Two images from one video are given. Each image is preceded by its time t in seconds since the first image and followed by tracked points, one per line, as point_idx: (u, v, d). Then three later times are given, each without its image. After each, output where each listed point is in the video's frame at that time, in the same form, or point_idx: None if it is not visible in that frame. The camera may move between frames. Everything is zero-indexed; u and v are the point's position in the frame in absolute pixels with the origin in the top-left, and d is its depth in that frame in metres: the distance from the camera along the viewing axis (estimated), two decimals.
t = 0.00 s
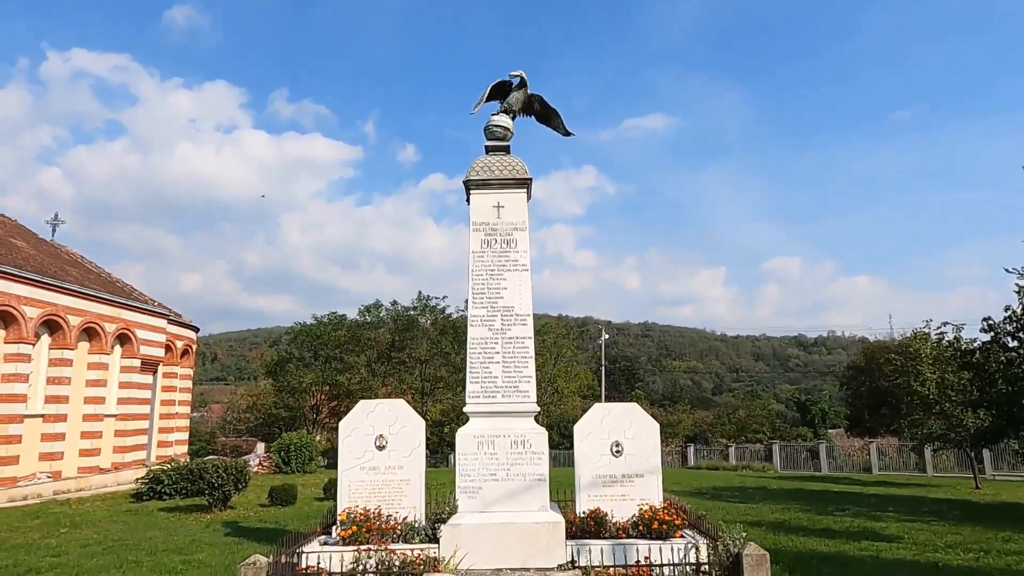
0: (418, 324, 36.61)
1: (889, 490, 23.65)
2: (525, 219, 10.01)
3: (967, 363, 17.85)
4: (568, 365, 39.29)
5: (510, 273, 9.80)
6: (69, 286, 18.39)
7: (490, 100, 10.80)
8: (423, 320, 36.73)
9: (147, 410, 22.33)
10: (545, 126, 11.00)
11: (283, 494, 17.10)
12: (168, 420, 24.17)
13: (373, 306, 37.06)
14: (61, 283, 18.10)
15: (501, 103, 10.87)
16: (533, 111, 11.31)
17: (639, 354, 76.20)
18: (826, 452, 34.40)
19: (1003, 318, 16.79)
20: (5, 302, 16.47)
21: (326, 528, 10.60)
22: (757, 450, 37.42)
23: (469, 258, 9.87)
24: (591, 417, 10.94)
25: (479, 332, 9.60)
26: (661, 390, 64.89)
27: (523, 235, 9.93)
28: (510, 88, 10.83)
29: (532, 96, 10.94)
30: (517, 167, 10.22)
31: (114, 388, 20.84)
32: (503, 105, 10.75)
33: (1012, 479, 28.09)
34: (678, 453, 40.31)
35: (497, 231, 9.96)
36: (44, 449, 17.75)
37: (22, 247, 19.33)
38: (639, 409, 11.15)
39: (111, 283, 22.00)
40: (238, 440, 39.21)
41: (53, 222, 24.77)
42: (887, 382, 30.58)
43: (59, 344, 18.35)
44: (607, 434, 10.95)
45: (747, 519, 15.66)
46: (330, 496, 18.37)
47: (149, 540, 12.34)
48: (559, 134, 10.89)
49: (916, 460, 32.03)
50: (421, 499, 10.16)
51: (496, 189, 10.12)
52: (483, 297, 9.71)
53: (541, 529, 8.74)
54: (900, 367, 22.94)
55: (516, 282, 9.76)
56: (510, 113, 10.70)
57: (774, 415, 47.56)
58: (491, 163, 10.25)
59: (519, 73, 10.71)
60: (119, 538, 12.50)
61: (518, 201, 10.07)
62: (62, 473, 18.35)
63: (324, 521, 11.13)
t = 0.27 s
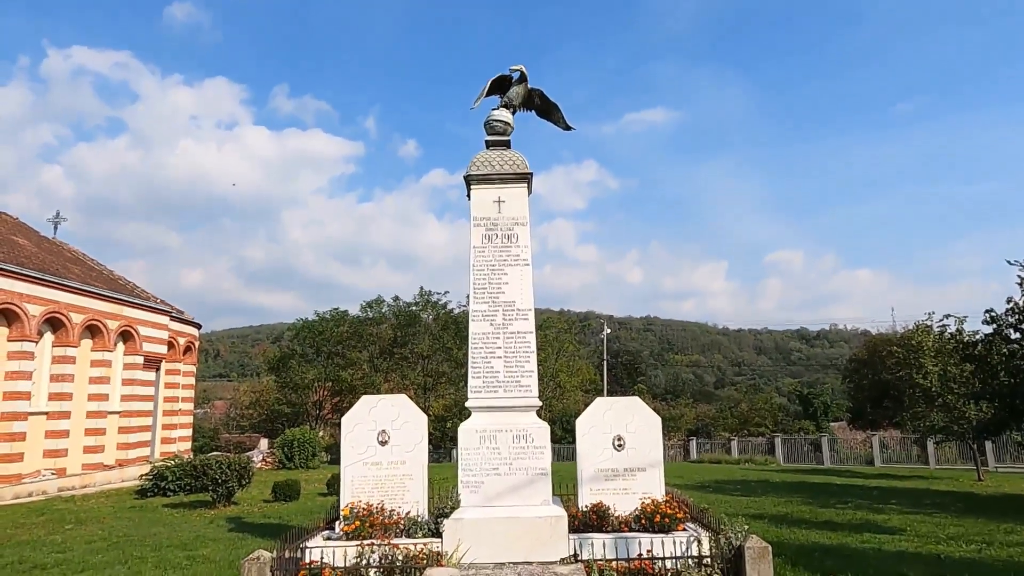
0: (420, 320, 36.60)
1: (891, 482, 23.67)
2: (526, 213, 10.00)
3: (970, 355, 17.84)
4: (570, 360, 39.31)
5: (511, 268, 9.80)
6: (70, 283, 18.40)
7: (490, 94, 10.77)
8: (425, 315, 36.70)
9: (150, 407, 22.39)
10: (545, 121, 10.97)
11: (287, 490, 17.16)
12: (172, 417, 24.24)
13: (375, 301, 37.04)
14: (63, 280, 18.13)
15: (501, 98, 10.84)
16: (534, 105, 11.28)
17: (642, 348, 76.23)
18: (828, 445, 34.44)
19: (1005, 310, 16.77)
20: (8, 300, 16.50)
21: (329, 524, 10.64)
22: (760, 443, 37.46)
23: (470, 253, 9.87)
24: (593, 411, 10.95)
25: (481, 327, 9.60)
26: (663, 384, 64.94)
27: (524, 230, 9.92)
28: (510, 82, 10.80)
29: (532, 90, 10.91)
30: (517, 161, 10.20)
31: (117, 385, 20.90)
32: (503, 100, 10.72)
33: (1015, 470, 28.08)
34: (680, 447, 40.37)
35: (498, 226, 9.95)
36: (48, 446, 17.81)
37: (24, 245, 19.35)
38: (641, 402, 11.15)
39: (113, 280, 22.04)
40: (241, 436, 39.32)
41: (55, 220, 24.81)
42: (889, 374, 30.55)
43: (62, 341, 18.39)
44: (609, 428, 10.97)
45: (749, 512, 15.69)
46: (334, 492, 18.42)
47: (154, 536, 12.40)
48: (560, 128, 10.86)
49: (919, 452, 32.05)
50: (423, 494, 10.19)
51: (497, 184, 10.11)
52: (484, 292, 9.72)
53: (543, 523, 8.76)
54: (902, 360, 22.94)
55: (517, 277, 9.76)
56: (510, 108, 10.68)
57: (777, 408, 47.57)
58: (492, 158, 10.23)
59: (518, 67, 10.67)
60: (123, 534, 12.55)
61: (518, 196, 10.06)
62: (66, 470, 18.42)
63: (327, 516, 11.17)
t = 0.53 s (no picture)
0: (421, 321, 36.62)
1: (893, 482, 23.65)
2: (526, 214, 10.01)
3: (971, 354, 17.84)
4: (571, 360, 39.33)
5: (511, 268, 9.81)
6: (71, 285, 18.41)
7: (490, 95, 10.78)
8: (426, 316, 36.71)
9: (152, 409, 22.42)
10: (545, 122, 10.98)
11: (289, 492, 17.17)
12: (173, 419, 24.26)
13: (376, 303, 37.07)
14: (65, 283, 18.17)
15: (500, 99, 10.86)
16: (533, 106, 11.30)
17: (643, 348, 76.24)
18: (830, 444, 34.42)
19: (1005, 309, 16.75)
20: (10, 303, 16.54)
21: (330, 525, 10.64)
22: (761, 443, 37.45)
23: (470, 254, 9.88)
24: (593, 412, 10.96)
25: (482, 328, 9.61)
26: (664, 384, 64.94)
27: (525, 231, 9.93)
28: (510, 84, 10.81)
29: (532, 91, 10.92)
30: (517, 162, 10.21)
31: (119, 388, 20.92)
32: (503, 101, 10.73)
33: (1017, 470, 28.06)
34: (681, 447, 40.38)
35: (499, 227, 9.97)
36: (50, 448, 17.82)
37: (26, 247, 19.40)
38: (642, 403, 11.15)
39: (114, 282, 22.07)
40: (243, 438, 39.36)
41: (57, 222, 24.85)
42: (890, 373, 30.53)
43: (64, 343, 18.41)
44: (610, 429, 10.98)
45: (751, 512, 15.69)
46: (335, 493, 18.43)
47: (157, 537, 12.42)
48: (560, 129, 10.87)
49: (920, 452, 32.03)
50: (425, 495, 10.20)
51: (497, 184, 10.12)
52: (485, 293, 9.73)
53: (543, 524, 8.77)
54: (903, 359, 22.93)
55: (517, 278, 9.77)
56: (510, 109, 10.69)
57: (778, 408, 47.56)
58: (492, 159, 10.25)
59: (518, 68, 10.68)
60: (125, 535, 12.57)
61: (519, 196, 10.07)
62: (68, 472, 18.43)
63: (328, 517, 11.18)
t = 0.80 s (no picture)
0: (423, 322, 36.64)
1: (896, 482, 23.59)
2: (527, 215, 10.02)
3: (974, 353, 17.80)
4: (573, 361, 39.31)
5: (513, 269, 9.82)
6: (74, 288, 18.44)
7: (491, 97, 10.79)
8: (428, 318, 36.73)
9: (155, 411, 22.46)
10: (546, 122, 11.00)
11: (292, 494, 17.18)
12: (176, 421, 24.30)
13: (379, 304, 37.09)
14: (67, 286, 18.20)
15: (501, 101, 10.87)
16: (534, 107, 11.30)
17: (645, 348, 76.20)
18: (834, 444, 34.34)
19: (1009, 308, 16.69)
20: (13, 306, 16.58)
21: (333, 527, 10.66)
22: (764, 443, 37.38)
23: (472, 255, 9.89)
24: (595, 413, 10.96)
25: (483, 328, 9.62)
26: (667, 384, 64.87)
27: (526, 232, 9.94)
28: (510, 85, 10.82)
29: (533, 93, 10.94)
30: (518, 164, 10.22)
31: (122, 390, 20.95)
32: (504, 102, 10.74)
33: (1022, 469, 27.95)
34: (684, 447, 40.32)
35: (500, 228, 9.97)
36: (53, 451, 17.85)
37: (29, 251, 19.46)
38: (643, 403, 11.15)
39: (117, 285, 22.12)
40: (246, 440, 39.40)
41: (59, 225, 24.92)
42: (894, 373, 30.46)
43: (67, 346, 18.45)
44: (611, 429, 10.98)
45: (755, 512, 15.66)
46: (338, 495, 18.44)
47: (160, 540, 12.45)
48: (560, 130, 10.88)
49: (924, 451, 31.94)
50: (427, 496, 10.21)
51: (498, 186, 10.13)
52: (486, 294, 9.73)
53: (544, 525, 8.77)
54: (906, 358, 22.88)
55: (519, 279, 9.78)
56: (511, 110, 10.70)
57: (781, 408, 47.47)
58: (493, 160, 10.25)
59: (519, 70, 10.69)
60: (129, 538, 12.59)
61: (520, 197, 10.08)
62: (72, 475, 18.47)
63: (331, 519, 11.19)
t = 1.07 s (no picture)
0: (434, 322, 36.73)
1: (912, 480, 23.36)
2: (537, 214, 10.01)
3: (991, 350, 17.56)
4: (584, 360, 39.26)
5: (523, 269, 9.81)
6: (89, 291, 18.62)
7: (499, 97, 10.79)
8: (439, 318, 36.82)
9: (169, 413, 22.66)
10: (554, 122, 10.98)
11: (305, 494, 17.27)
12: (190, 423, 24.50)
13: (390, 305, 37.22)
14: (82, 289, 18.39)
15: (510, 100, 10.87)
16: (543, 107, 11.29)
17: (657, 347, 75.96)
18: (848, 443, 34.06)
19: None
20: (30, 310, 16.77)
21: (346, 527, 10.71)
22: (778, 442, 37.15)
23: (482, 255, 9.89)
24: (607, 412, 10.93)
25: (494, 329, 9.62)
26: (679, 383, 64.63)
27: (536, 232, 9.94)
28: (519, 85, 10.81)
29: (542, 92, 10.93)
30: (527, 163, 10.21)
31: (137, 393, 21.15)
32: (512, 102, 10.74)
33: None
34: (697, 446, 40.12)
35: (509, 228, 9.97)
36: (70, 453, 18.06)
37: (44, 255, 19.68)
38: (655, 402, 11.11)
39: (131, 288, 22.32)
40: (259, 441, 39.67)
41: (74, 229, 25.20)
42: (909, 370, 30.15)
43: (82, 349, 18.64)
44: (623, 429, 10.94)
45: (768, 511, 15.56)
46: (351, 495, 18.52)
47: (176, 540, 12.57)
48: (569, 129, 10.86)
49: (940, 449, 31.61)
50: (439, 497, 10.22)
51: (507, 185, 10.12)
52: (497, 294, 9.73)
53: (557, 524, 8.77)
54: (921, 356, 22.66)
55: (529, 278, 9.77)
56: (519, 110, 10.70)
57: (794, 406, 47.14)
58: (502, 160, 10.25)
59: (528, 69, 10.68)
60: (144, 539, 12.71)
61: (529, 197, 10.07)
62: (88, 476, 18.68)
63: (344, 519, 11.24)
